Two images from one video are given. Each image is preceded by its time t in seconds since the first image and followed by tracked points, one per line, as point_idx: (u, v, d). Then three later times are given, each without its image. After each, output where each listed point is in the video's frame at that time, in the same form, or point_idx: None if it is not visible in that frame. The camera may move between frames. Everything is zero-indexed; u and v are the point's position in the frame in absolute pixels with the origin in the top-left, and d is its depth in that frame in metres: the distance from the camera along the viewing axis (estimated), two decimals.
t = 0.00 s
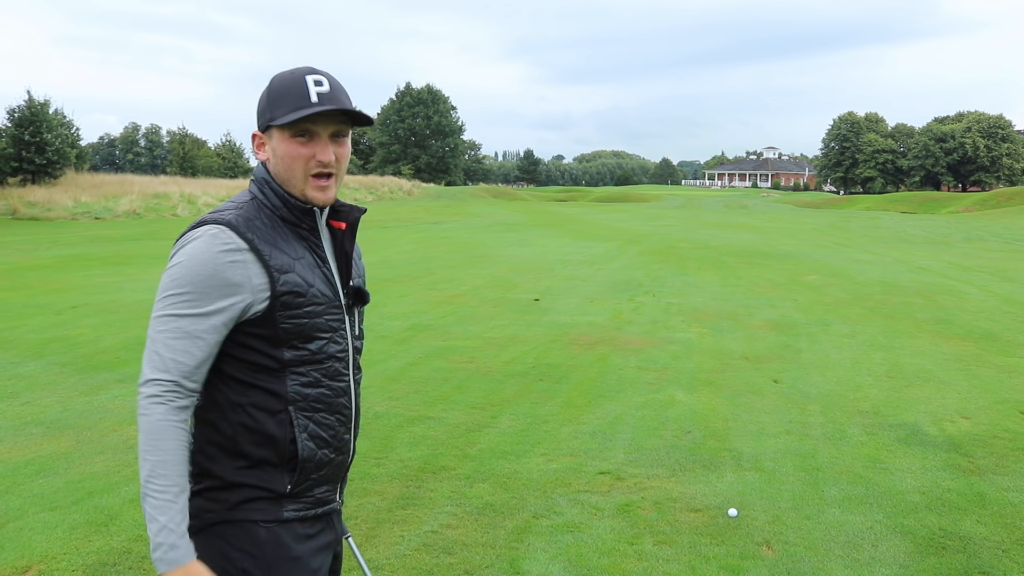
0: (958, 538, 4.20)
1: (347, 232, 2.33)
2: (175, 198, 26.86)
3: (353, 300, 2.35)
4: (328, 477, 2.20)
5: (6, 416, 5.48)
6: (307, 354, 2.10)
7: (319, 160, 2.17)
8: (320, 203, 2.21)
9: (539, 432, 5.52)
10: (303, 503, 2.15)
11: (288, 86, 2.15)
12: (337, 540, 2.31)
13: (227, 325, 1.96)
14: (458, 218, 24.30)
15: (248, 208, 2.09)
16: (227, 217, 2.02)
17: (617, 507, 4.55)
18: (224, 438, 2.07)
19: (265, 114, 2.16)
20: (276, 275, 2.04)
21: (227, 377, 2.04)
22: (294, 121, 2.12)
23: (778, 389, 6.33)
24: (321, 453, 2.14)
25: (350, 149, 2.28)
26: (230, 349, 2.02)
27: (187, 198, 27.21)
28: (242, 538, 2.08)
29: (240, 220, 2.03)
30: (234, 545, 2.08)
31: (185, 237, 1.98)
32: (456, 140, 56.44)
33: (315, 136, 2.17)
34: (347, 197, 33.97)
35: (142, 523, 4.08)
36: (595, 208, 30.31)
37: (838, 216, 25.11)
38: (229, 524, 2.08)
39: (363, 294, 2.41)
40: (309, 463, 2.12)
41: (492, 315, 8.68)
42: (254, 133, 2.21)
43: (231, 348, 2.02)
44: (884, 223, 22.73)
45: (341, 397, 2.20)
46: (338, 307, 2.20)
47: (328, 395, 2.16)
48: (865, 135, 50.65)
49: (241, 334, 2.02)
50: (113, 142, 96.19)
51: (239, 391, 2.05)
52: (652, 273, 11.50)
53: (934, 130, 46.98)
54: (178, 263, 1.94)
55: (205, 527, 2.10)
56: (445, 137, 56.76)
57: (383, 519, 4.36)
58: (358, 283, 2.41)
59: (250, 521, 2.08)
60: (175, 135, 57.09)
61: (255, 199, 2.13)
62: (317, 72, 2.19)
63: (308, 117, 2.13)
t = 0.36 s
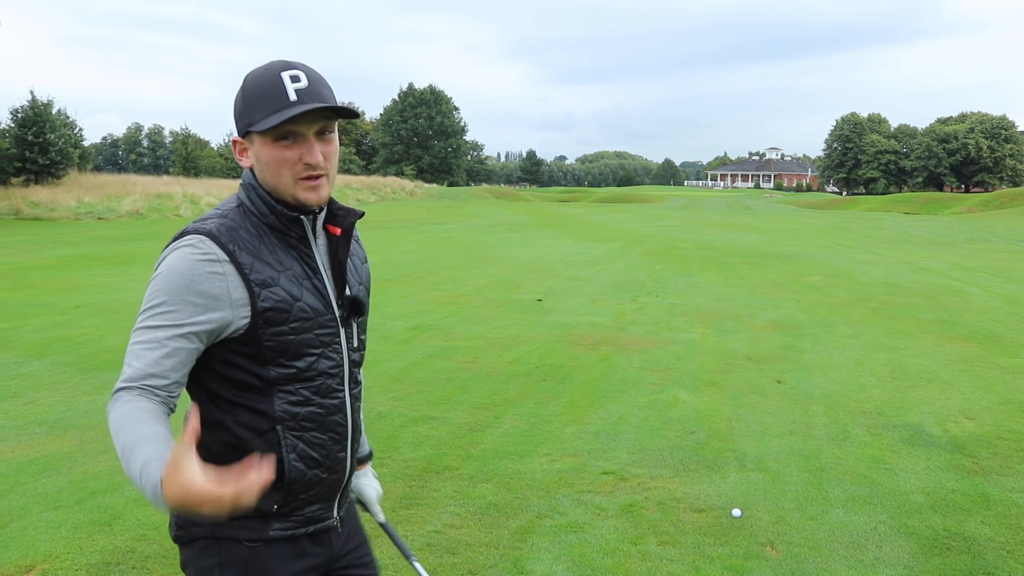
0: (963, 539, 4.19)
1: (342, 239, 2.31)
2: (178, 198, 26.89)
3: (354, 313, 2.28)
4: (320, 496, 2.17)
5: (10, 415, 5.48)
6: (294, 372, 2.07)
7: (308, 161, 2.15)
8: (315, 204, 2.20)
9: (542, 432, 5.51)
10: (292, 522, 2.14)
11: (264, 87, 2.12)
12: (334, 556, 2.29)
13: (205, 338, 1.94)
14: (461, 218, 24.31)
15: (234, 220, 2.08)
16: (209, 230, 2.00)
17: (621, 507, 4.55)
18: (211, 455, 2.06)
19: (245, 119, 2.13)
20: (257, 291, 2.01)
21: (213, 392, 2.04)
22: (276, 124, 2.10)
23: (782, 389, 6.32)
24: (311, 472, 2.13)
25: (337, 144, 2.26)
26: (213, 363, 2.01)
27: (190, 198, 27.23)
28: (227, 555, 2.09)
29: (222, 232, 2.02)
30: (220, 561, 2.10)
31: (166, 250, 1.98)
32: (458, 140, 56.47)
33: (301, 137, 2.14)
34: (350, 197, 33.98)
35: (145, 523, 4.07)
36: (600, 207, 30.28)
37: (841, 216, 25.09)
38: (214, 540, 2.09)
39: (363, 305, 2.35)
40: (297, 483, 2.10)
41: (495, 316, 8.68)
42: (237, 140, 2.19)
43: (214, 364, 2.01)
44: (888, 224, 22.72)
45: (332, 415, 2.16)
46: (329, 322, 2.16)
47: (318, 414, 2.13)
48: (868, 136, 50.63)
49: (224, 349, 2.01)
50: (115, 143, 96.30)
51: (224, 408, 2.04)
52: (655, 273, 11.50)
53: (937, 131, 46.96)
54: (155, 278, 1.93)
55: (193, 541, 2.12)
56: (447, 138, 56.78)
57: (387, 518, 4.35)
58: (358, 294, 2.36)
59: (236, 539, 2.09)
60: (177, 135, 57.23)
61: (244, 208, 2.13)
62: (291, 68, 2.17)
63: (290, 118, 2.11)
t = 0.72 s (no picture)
0: (966, 539, 4.19)
1: (359, 236, 2.31)
2: (181, 198, 26.93)
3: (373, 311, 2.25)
4: (332, 494, 2.16)
5: (14, 415, 5.50)
6: (301, 368, 2.08)
7: (339, 155, 2.20)
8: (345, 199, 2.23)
9: (545, 432, 5.52)
10: (305, 519, 2.15)
11: (289, 88, 2.15)
12: (357, 557, 2.26)
13: (217, 334, 2.00)
14: (464, 218, 24.32)
15: (247, 218, 2.14)
16: (218, 227, 2.06)
17: (624, 507, 4.55)
18: (227, 447, 2.12)
19: (272, 121, 2.15)
20: (261, 287, 2.04)
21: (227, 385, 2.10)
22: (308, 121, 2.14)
23: (785, 389, 6.32)
24: (321, 470, 2.12)
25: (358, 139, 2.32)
26: (226, 357, 2.08)
27: (193, 198, 27.26)
28: (242, 547, 2.14)
29: (232, 229, 2.08)
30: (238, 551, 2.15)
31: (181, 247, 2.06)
32: (461, 140, 56.48)
33: (332, 132, 2.19)
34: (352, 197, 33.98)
35: (148, 523, 4.08)
36: (603, 208, 30.26)
37: (845, 217, 25.03)
38: (232, 531, 2.15)
39: (384, 303, 2.31)
40: (307, 480, 2.11)
41: (498, 316, 8.68)
42: (259, 144, 2.19)
43: (229, 359, 2.08)
44: (891, 224, 22.68)
45: (342, 414, 2.14)
46: (339, 319, 2.14)
47: (328, 411, 2.12)
48: (872, 135, 50.53)
49: (236, 344, 2.07)
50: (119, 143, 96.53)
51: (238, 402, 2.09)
52: (658, 274, 11.49)
53: (941, 131, 46.86)
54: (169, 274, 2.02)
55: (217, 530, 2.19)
56: (450, 137, 56.77)
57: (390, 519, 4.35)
58: (380, 293, 2.32)
59: (250, 533, 2.13)
60: (180, 135, 57.33)
61: (258, 207, 2.17)
62: (310, 67, 2.22)
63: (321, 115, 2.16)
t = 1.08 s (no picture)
0: (972, 541, 4.18)
1: (410, 234, 2.30)
2: (185, 198, 26.97)
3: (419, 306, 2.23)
4: (365, 479, 2.16)
5: (19, 414, 5.51)
6: (340, 355, 2.09)
7: (386, 162, 2.18)
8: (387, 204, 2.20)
9: (550, 432, 5.52)
10: (338, 501, 2.15)
11: (353, 89, 2.18)
12: (388, 545, 2.24)
13: (269, 319, 2.07)
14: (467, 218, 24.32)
15: (304, 210, 2.19)
16: (275, 218, 2.13)
17: (629, 508, 4.54)
18: (272, 425, 2.17)
19: (332, 117, 2.19)
20: (306, 274, 2.08)
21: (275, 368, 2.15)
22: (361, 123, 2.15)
23: (790, 390, 6.31)
24: (354, 454, 2.12)
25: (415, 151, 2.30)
26: (277, 344, 2.11)
27: (197, 198, 27.29)
28: (280, 522, 2.17)
29: (286, 220, 2.13)
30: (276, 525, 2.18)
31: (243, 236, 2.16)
32: (464, 139, 56.46)
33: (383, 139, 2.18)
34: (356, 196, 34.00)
35: (154, 522, 4.08)
36: (606, 207, 30.24)
37: (849, 217, 24.98)
38: (272, 505, 2.18)
39: (431, 299, 2.29)
40: (340, 463, 2.11)
41: (503, 315, 8.69)
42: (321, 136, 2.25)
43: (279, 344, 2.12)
44: (896, 224, 22.64)
45: (379, 402, 2.13)
46: (381, 311, 2.14)
47: (365, 398, 2.12)
48: (876, 135, 50.43)
49: (285, 330, 2.11)
50: (122, 143, 96.71)
51: (282, 383, 2.13)
52: (662, 273, 11.49)
53: (945, 131, 46.75)
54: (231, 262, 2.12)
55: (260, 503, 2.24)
56: (453, 137, 56.74)
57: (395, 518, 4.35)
58: (428, 289, 2.29)
59: (287, 509, 2.16)
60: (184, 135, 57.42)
61: (316, 202, 2.22)
62: (380, 75, 2.23)
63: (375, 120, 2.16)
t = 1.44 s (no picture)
0: (978, 542, 4.17)
1: (422, 234, 2.31)
2: (190, 198, 27.00)
3: (428, 306, 2.23)
4: (371, 481, 2.15)
5: (26, 414, 5.52)
6: (347, 353, 2.09)
7: (398, 159, 2.20)
8: (399, 201, 2.22)
9: (555, 432, 5.52)
10: (344, 503, 2.14)
11: (370, 84, 2.20)
12: (397, 549, 2.24)
13: (275, 313, 2.06)
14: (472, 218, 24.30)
15: (317, 208, 2.21)
16: (287, 215, 2.14)
17: (634, 508, 4.54)
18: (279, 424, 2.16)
19: (347, 111, 2.22)
20: (315, 271, 2.08)
21: (283, 366, 2.14)
22: (375, 118, 2.17)
23: (795, 390, 6.30)
24: (360, 454, 2.12)
25: (429, 149, 2.31)
26: (287, 341, 2.12)
27: (202, 198, 27.31)
28: (288, 523, 2.16)
29: (299, 217, 2.14)
30: (284, 527, 2.17)
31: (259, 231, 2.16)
32: (468, 139, 56.44)
33: (397, 135, 2.20)
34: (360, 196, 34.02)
35: (160, 523, 4.09)
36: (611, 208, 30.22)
37: (855, 218, 24.92)
38: (280, 506, 2.18)
39: (440, 301, 2.29)
40: (346, 462, 2.11)
41: (508, 316, 8.69)
42: (338, 129, 2.29)
43: (288, 342, 2.12)
44: (901, 224, 22.58)
45: (385, 401, 2.13)
46: (390, 309, 2.14)
47: (371, 397, 2.11)
48: (881, 135, 50.29)
49: (293, 326, 2.11)
50: (126, 142, 96.95)
51: (290, 380, 2.13)
52: (667, 274, 11.48)
53: (951, 131, 46.63)
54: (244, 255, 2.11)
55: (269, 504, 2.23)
56: (457, 136, 56.71)
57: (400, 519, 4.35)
58: (439, 290, 2.29)
59: (294, 510, 2.15)
60: (189, 135, 57.48)
61: (330, 200, 2.24)
62: (399, 72, 2.24)
63: (390, 116, 2.18)
